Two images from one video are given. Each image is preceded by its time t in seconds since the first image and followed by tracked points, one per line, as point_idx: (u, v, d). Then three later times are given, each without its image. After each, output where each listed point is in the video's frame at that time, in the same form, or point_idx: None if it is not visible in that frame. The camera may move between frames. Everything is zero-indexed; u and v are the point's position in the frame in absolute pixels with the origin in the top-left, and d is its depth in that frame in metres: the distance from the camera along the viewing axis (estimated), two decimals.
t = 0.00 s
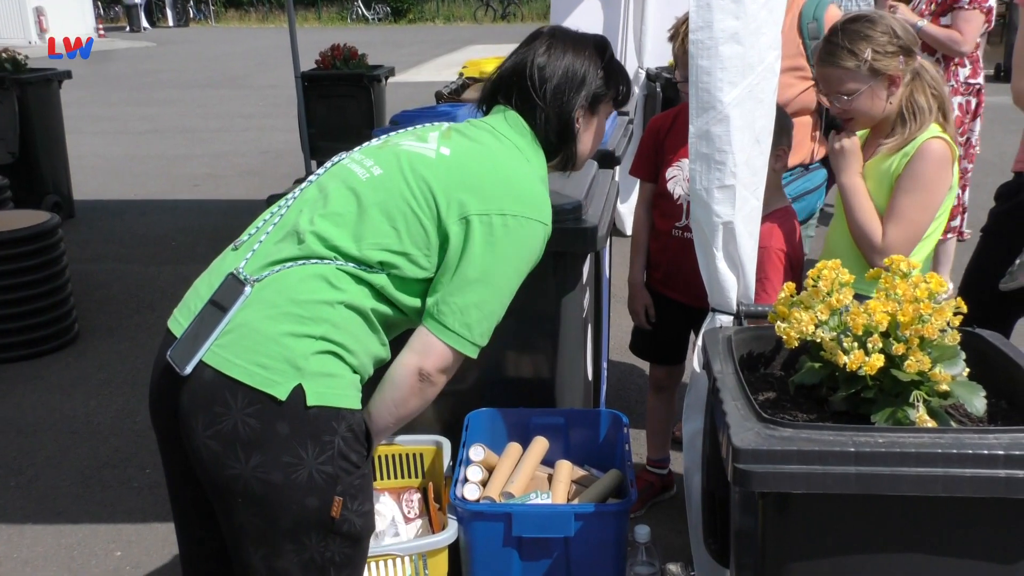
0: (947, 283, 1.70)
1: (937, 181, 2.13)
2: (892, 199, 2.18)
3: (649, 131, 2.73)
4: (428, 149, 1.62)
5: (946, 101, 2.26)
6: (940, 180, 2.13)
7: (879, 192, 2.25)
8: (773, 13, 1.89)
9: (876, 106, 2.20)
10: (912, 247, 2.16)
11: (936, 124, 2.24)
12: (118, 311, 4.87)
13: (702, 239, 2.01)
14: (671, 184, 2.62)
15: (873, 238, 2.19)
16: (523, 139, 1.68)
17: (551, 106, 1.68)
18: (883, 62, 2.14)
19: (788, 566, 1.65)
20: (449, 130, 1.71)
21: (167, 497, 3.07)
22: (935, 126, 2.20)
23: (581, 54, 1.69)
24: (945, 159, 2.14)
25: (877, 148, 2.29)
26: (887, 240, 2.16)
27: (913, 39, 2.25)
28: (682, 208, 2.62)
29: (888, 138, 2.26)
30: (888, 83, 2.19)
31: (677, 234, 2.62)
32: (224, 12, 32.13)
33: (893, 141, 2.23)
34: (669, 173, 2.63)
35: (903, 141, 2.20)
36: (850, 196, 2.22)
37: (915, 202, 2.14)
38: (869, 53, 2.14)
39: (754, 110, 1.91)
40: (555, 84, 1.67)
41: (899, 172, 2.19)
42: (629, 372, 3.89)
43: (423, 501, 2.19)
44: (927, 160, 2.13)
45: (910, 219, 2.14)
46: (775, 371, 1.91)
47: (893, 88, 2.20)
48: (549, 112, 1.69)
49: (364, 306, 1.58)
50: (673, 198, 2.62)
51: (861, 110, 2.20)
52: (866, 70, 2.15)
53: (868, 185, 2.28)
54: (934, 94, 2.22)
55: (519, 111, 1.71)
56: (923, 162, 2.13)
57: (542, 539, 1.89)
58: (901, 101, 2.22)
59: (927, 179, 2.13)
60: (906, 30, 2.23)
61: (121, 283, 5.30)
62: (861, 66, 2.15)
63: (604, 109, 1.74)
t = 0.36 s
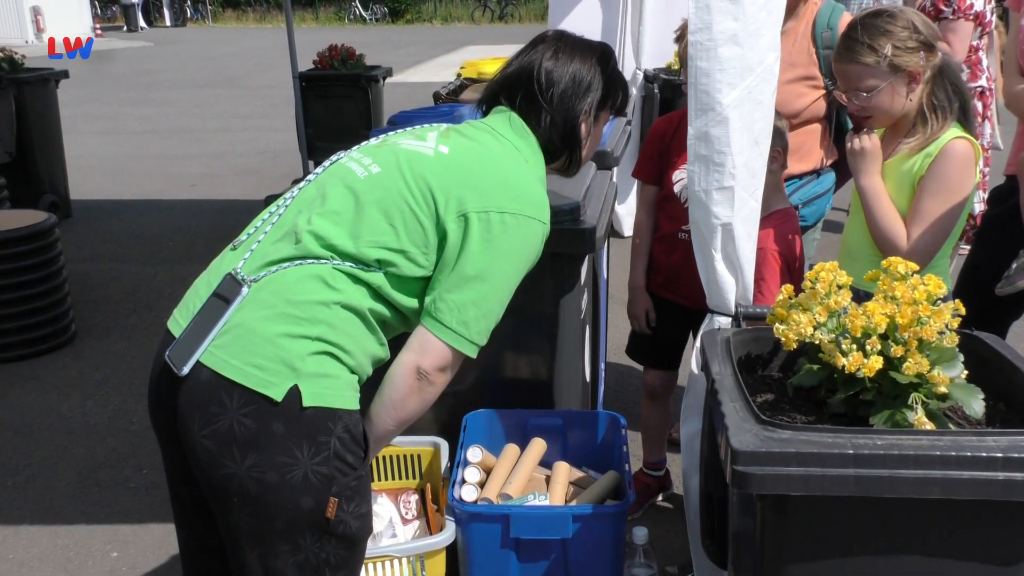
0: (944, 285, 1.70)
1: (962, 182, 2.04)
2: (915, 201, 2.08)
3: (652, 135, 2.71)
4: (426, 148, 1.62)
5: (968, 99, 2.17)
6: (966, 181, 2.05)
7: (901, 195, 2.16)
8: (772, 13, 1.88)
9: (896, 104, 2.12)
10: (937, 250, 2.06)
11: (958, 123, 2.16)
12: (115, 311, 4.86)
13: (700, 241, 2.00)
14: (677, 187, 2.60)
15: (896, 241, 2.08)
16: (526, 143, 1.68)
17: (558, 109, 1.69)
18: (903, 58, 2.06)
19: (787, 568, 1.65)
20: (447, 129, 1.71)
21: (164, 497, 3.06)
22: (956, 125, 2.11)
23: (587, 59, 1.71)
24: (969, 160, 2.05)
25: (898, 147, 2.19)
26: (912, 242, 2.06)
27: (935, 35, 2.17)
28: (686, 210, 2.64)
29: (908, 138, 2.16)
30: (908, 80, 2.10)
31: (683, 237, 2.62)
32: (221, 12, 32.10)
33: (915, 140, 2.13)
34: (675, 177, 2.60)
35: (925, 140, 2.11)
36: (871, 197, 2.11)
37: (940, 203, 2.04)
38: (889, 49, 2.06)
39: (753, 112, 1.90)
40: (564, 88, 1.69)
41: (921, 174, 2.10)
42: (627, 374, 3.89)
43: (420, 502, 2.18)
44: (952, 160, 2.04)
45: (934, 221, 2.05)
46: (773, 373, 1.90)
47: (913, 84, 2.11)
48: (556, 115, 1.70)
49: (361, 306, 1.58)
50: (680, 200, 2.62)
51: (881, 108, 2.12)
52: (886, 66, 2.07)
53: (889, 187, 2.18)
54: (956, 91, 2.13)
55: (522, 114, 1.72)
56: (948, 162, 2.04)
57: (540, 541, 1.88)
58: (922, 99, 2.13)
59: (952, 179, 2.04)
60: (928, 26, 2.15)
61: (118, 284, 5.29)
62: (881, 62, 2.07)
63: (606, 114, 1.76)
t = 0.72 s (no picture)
0: (937, 284, 1.70)
1: (960, 186, 2.03)
2: (912, 203, 2.08)
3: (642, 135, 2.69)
4: (419, 146, 1.62)
5: (968, 100, 2.14)
6: (963, 185, 2.04)
7: (899, 196, 2.16)
8: (768, 11, 1.79)
9: (894, 105, 2.11)
10: (934, 252, 2.06)
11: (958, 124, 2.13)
12: (107, 306, 4.84)
13: (694, 239, 1.93)
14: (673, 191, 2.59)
15: (893, 243, 2.08)
16: (521, 144, 1.68)
17: (555, 112, 1.71)
18: (902, 59, 2.06)
19: (779, 564, 1.67)
20: (440, 127, 1.71)
21: (154, 493, 3.05)
22: (956, 128, 2.10)
23: (585, 63, 1.72)
24: (966, 163, 2.04)
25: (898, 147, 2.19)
26: (909, 245, 2.06)
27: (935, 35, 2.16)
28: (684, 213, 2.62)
29: (909, 139, 2.17)
30: (906, 81, 2.09)
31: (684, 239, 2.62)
32: (215, 8, 31.99)
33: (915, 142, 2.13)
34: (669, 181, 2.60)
35: (924, 142, 2.10)
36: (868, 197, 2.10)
37: (937, 207, 2.04)
38: (888, 50, 2.05)
39: (747, 110, 1.82)
40: (560, 91, 1.69)
41: (919, 177, 2.09)
42: (620, 371, 3.89)
43: (413, 500, 2.18)
44: (950, 163, 2.03)
45: (932, 224, 2.04)
46: (766, 371, 1.89)
47: (910, 86, 2.11)
48: (552, 119, 1.71)
49: (353, 304, 1.57)
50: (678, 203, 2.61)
51: (880, 108, 2.12)
52: (884, 68, 2.06)
53: (887, 189, 2.18)
54: (957, 92, 2.11)
55: (518, 117, 1.73)
56: (944, 166, 2.04)
57: (533, 538, 1.88)
58: (920, 100, 2.12)
59: (948, 183, 2.03)
60: (928, 26, 2.14)
61: (110, 279, 5.27)
62: (879, 64, 2.06)
63: (597, 118, 1.78)
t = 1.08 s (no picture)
0: (929, 279, 1.71)
1: (951, 182, 2.04)
2: (904, 199, 2.09)
3: (606, 139, 2.58)
4: (409, 138, 1.62)
5: (960, 96, 2.15)
6: (953, 180, 2.04)
7: (890, 190, 2.16)
8: (763, 7, 1.76)
9: (886, 101, 2.11)
10: (925, 247, 2.07)
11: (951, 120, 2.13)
12: (101, 299, 4.82)
13: (688, 233, 1.90)
14: (646, 196, 2.52)
15: (884, 238, 2.09)
16: (512, 139, 1.68)
17: (547, 108, 1.71)
18: (892, 56, 2.06)
19: (771, 557, 1.67)
20: (430, 120, 1.71)
21: (147, 486, 3.04)
22: (948, 123, 2.09)
23: (578, 59, 1.72)
24: (958, 159, 2.04)
25: (890, 143, 2.18)
26: (900, 241, 2.07)
27: (927, 31, 2.15)
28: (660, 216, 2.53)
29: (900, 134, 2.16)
30: (897, 77, 2.09)
31: (657, 243, 2.55)
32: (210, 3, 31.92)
33: (906, 137, 2.13)
34: (641, 185, 2.53)
35: (915, 138, 2.10)
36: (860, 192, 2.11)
37: (928, 203, 2.05)
38: (878, 47, 2.06)
39: (742, 105, 1.79)
40: (552, 87, 1.70)
41: (910, 172, 2.10)
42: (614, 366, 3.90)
43: (406, 494, 2.18)
44: (941, 159, 2.04)
45: (923, 220, 2.05)
46: (759, 366, 1.89)
47: (902, 81, 2.10)
48: (543, 115, 1.71)
49: (343, 297, 1.57)
50: (650, 208, 2.53)
51: (871, 104, 2.12)
52: (875, 65, 2.07)
53: (879, 183, 2.18)
54: (948, 88, 2.11)
55: (510, 112, 1.73)
56: (936, 162, 2.04)
57: (525, 532, 1.88)
58: (911, 95, 2.12)
59: (940, 179, 2.04)
60: (920, 23, 2.14)
61: (103, 272, 5.25)
62: (869, 61, 2.07)
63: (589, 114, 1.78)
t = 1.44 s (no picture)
0: (919, 278, 1.71)
1: (940, 180, 2.05)
2: (893, 196, 2.09)
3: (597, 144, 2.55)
4: (401, 137, 1.62)
5: (947, 94, 2.16)
6: (942, 178, 2.05)
7: (879, 187, 2.17)
8: (753, 5, 1.75)
9: (875, 99, 2.11)
10: (914, 244, 2.08)
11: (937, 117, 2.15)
12: (94, 298, 4.81)
13: (679, 232, 1.88)
14: (642, 199, 2.52)
15: (874, 236, 2.10)
16: (502, 140, 1.68)
17: (536, 108, 1.71)
18: (880, 54, 2.06)
19: (762, 555, 1.68)
20: (422, 119, 1.71)
21: (138, 485, 3.03)
22: (934, 121, 2.10)
23: (567, 60, 1.72)
24: (946, 156, 2.05)
25: (879, 141, 2.19)
26: (890, 239, 2.07)
27: (914, 30, 2.17)
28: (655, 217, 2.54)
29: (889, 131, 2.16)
30: (885, 75, 2.10)
31: (650, 245, 2.56)
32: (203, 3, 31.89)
33: (893, 134, 2.13)
34: (637, 189, 2.52)
35: (903, 135, 2.11)
36: (848, 190, 2.12)
37: (918, 200, 2.05)
38: (866, 45, 2.06)
39: (733, 103, 1.78)
40: (542, 88, 1.70)
41: (899, 169, 2.10)
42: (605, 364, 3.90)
43: (398, 492, 2.17)
44: (929, 156, 2.05)
45: (912, 217, 2.06)
46: (750, 364, 1.88)
47: (890, 79, 2.11)
48: (533, 116, 1.71)
49: (333, 295, 1.58)
50: (644, 210, 2.53)
51: (859, 102, 2.12)
52: (862, 63, 2.07)
53: (867, 179, 2.19)
54: (935, 86, 2.13)
55: (499, 112, 1.74)
56: (924, 160, 2.05)
57: (518, 530, 1.88)
58: (899, 93, 2.13)
59: (929, 176, 2.05)
60: (907, 22, 2.15)
61: (94, 271, 5.23)
62: (857, 59, 2.07)
63: (579, 116, 1.78)
